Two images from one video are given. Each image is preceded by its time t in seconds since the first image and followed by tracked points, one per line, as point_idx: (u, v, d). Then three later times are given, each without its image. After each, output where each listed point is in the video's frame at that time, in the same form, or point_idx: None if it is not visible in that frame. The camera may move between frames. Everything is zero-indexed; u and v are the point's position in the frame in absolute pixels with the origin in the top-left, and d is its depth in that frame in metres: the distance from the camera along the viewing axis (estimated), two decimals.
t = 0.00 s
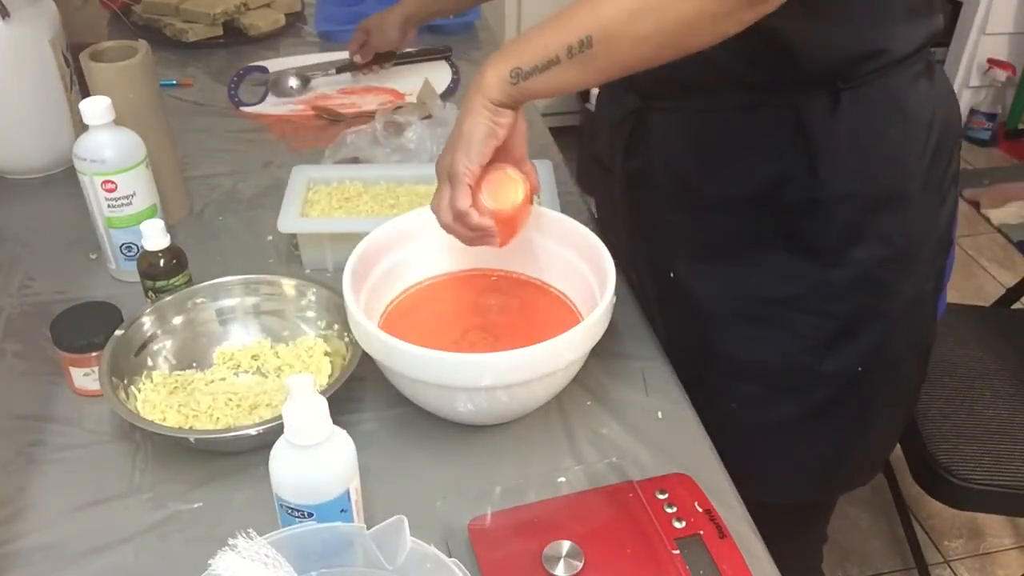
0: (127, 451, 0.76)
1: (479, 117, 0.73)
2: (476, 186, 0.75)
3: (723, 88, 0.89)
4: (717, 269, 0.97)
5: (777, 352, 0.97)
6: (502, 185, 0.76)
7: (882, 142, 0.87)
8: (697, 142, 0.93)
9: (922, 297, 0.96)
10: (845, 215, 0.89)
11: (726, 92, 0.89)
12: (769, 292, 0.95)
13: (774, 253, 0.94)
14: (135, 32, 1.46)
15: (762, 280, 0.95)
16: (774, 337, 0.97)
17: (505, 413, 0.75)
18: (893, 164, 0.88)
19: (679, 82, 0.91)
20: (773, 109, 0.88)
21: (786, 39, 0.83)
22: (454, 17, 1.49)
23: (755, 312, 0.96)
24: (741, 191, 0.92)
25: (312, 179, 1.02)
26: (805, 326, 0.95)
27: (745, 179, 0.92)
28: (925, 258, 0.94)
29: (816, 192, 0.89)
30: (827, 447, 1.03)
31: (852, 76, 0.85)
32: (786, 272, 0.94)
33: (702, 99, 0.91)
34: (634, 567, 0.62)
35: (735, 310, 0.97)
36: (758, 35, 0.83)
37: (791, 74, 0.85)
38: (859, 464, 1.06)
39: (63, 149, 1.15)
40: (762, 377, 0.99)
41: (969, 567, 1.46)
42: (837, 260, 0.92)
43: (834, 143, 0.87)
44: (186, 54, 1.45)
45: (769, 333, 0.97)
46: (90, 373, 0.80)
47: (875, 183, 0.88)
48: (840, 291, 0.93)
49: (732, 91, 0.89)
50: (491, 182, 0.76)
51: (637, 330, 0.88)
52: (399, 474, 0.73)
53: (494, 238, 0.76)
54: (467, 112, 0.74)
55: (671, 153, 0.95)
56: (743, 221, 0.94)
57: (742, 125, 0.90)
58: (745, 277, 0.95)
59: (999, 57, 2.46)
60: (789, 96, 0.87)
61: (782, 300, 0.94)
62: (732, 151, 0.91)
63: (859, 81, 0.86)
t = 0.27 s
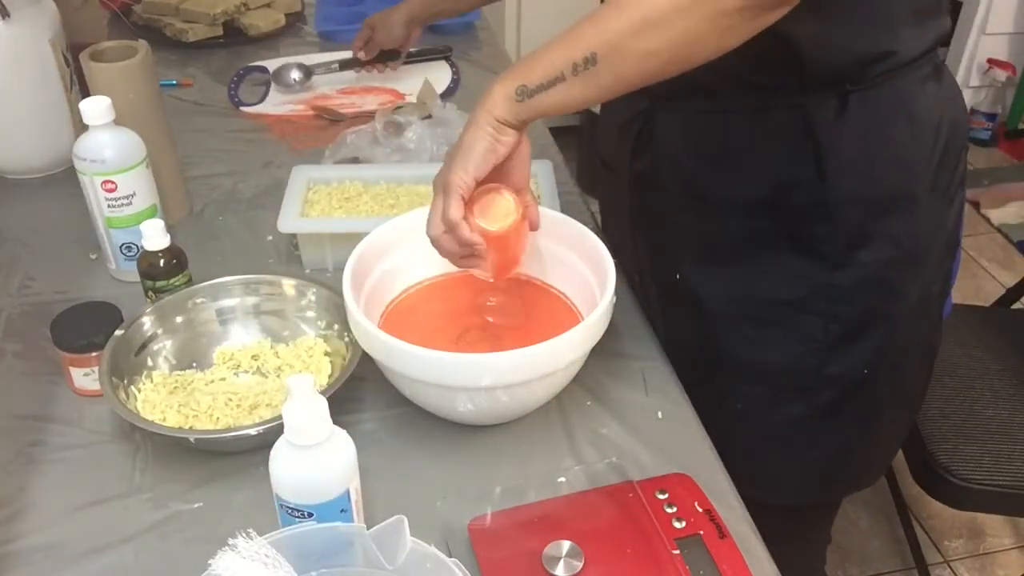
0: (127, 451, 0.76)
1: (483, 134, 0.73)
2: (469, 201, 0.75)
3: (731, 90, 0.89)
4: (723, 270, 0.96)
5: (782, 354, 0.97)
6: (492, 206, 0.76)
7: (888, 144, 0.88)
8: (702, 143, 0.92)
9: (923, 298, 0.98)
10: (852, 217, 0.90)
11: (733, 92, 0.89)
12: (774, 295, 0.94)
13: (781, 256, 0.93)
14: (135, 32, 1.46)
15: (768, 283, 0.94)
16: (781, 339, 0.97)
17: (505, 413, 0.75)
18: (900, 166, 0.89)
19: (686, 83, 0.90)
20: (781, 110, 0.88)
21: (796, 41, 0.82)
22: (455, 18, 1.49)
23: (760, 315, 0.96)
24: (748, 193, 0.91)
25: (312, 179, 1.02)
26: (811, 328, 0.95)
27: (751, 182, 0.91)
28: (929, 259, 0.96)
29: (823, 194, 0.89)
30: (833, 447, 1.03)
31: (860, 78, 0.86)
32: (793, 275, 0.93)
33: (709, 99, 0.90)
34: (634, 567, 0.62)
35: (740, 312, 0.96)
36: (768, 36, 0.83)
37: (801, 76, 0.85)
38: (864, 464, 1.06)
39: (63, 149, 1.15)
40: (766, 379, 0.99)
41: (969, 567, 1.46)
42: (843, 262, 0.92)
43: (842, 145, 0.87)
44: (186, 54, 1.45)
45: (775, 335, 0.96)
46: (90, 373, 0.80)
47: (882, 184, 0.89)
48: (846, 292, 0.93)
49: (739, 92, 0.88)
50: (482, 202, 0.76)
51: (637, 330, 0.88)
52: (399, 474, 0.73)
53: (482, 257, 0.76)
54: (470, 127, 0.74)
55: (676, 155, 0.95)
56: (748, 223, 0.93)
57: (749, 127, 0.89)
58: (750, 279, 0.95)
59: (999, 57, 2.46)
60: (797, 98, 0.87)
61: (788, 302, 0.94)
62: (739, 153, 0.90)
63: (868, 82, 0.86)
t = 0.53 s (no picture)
0: (127, 451, 0.76)
1: (507, 132, 0.68)
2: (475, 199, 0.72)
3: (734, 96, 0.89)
4: (723, 274, 0.97)
5: (783, 360, 0.97)
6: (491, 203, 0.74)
7: (892, 151, 0.88)
8: (706, 148, 0.93)
9: (928, 308, 0.97)
10: (854, 224, 0.90)
11: (736, 98, 0.89)
12: (775, 300, 0.95)
13: (782, 261, 0.94)
14: (135, 31, 1.46)
15: (769, 288, 0.95)
16: (782, 345, 0.97)
17: (505, 413, 0.75)
18: (903, 174, 0.89)
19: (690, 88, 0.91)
20: (783, 115, 0.88)
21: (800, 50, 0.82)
22: (454, 18, 1.49)
23: (762, 320, 0.96)
24: (750, 198, 0.92)
25: (312, 179, 1.02)
26: (811, 335, 0.95)
27: (754, 186, 0.92)
28: (933, 269, 0.95)
29: (825, 201, 0.90)
30: (833, 454, 1.03)
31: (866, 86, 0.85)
32: (794, 281, 0.94)
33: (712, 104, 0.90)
34: (634, 567, 0.62)
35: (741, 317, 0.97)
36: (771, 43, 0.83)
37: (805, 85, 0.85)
38: (867, 470, 1.06)
39: (63, 149, 1.15)
40: (767, 385, 0.99)
41: (969, 567, 1.46)
42: (844, 270, 0.92)
43: (845, 152, 0.87)
44: (186, 54, 1.45)
45: (777, 341, 0.97)
46: (90, 373, 0.80)
47: (885, 192, 0.89)
48: (848, 300, 0.93)
49: (741, 96, 0.89)
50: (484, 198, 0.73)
51: (637, 330, 0.88)
52: (398, 474, 0.73)
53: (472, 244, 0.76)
54: (488, 121, 0.68)
55: (679, 160, 0.95)
56: (751, 228, 0.94)
57: (751, 130, 0.90)
58: (751, 283, 0.95)
59: (999, 56, 2.46)
60: (799, 103, 0.87)
61: (789, 309, 0.95)
62: (741, 157, 0.91)
63: (873, 90, 0.86)
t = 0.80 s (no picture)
0: (127, 451, 0.76)
1: (525, 173, 0.67)
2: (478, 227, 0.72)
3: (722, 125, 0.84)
4: (706, 303, 0.94)
5: (763, 392, 0.95)
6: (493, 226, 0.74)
7: (882, 190, 0.84)
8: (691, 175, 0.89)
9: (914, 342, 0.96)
10: (839, 264, 0.87)
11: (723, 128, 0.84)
12: (755, 334, 0.92)
13: (765, 297, 0.91)
14: (135, 31, 1.46)
15: (751, 322, 0.92)
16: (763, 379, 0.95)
17: (505, 413, 0.75)
18: (890, 213, 0.85)
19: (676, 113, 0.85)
20: (779, 150, 0.83)
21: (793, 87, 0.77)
22: (455, 17, 1.49)
23: (742, 351, 0.94)
24: (734, 230, 0.89)
25: (312, 179, 1.02)
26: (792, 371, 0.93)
27: (738, 219, 0.88)
28: (919, 301, 0.93)
29: (810, 238, 0.87)
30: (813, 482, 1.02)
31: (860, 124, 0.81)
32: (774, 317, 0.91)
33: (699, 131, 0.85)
34: (634, 568, 0.62)
35: (721, 347, 0.94)
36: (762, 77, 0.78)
37: (796, 121, 0.80)
38: (846, 497, 1.04)
39: (63, 149, 1.15)
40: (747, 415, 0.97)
41: (969, 567, 1.46)
42: (827, 308, 0.90)
43: (832, 191, 0.84)
44: (186, 54, 1.45)
45: (757, 373, 0.95)
46: (91, 373, 0.80)
47: (871, 233, 0.86)
48: (831, 338, 0.91)
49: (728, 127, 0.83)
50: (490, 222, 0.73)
51: (637, 331, 0.88)
52: (398, 474, 0.73)
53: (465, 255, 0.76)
54: (506, 160, 0.67)
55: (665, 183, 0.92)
56: (735, 261, 0.90)
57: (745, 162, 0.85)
58: (733, 315, 0.92)
59: (999, 57, 2.46)
60: (797, 137, 0.82)
61: (768, 344, 0.92)
62: (726, 189, 0.87)
63: (866, 128, 0.81)
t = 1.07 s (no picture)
0: (127, 451, 0.76)
1: (522, 174, 0.67)
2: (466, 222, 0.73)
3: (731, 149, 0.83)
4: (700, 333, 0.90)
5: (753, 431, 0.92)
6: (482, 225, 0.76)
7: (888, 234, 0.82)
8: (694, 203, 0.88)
9: (915, 397, 0.93)
10: (838, 305, 0.85)
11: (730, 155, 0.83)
12: (748, 369, 0.89)
13: (763, 332, 0.89)
14: (135, 31, 1.46)
15: (744, 356, 0.89)
16: (755, 417, 0.91)
17: (505, 412, 0.75)
18: (892, 258, 0.83)
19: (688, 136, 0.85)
20: (777, 183, 0.81)
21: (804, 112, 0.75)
22: (455, 17, 1.49)
23: (734, 386, 0.90)
24: (733, 262, 0.87)
25: (312, 179, 1.02)
26: (784, 412, 0.90)
27: (738, 251, 0.86)
28: (921, 359, 0.90)
29: (809, 277, 0.85)
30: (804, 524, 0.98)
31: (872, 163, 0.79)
32: (769, 353, 0.89)
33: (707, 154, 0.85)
34: (634, 568, 0.62)
35: (713, 379, 0.90)
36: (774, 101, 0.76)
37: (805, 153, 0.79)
38: (842, 542, 1.01)
39: (63, 149, 1.15)
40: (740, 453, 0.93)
41: (969, 567, 1.46)
42: (822, 350, 0.88)
43: (835, 229, 0.81)
44: (186, 54, 1.45)
45: (749, 411, 0.91)
46: (90, 373, 0.80)
47: (873, 277, 0.84)
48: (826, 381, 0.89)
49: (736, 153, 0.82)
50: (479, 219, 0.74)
51: (637, 331, 0.88)
52: (398, 474, 0.73)
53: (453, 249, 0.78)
54: (505, 159, 0.67)
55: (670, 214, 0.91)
56: (733, 292, 0.89)
57: (738, 192, 0.84)
58: (727, 347, 0.90)
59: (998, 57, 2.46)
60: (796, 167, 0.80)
61: (762, 381, 0.89)
62: (728, 219, 0.86)
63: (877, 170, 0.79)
